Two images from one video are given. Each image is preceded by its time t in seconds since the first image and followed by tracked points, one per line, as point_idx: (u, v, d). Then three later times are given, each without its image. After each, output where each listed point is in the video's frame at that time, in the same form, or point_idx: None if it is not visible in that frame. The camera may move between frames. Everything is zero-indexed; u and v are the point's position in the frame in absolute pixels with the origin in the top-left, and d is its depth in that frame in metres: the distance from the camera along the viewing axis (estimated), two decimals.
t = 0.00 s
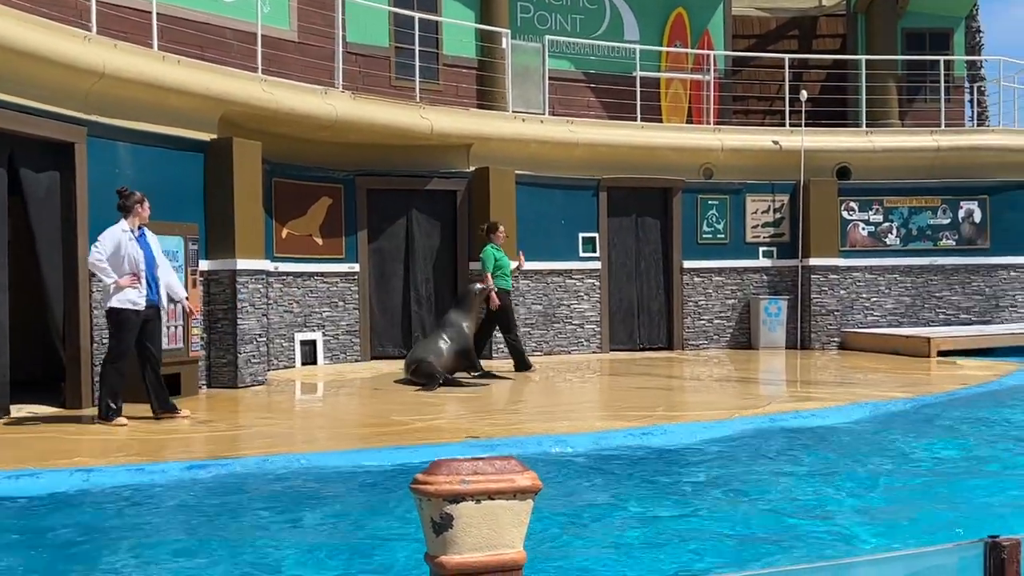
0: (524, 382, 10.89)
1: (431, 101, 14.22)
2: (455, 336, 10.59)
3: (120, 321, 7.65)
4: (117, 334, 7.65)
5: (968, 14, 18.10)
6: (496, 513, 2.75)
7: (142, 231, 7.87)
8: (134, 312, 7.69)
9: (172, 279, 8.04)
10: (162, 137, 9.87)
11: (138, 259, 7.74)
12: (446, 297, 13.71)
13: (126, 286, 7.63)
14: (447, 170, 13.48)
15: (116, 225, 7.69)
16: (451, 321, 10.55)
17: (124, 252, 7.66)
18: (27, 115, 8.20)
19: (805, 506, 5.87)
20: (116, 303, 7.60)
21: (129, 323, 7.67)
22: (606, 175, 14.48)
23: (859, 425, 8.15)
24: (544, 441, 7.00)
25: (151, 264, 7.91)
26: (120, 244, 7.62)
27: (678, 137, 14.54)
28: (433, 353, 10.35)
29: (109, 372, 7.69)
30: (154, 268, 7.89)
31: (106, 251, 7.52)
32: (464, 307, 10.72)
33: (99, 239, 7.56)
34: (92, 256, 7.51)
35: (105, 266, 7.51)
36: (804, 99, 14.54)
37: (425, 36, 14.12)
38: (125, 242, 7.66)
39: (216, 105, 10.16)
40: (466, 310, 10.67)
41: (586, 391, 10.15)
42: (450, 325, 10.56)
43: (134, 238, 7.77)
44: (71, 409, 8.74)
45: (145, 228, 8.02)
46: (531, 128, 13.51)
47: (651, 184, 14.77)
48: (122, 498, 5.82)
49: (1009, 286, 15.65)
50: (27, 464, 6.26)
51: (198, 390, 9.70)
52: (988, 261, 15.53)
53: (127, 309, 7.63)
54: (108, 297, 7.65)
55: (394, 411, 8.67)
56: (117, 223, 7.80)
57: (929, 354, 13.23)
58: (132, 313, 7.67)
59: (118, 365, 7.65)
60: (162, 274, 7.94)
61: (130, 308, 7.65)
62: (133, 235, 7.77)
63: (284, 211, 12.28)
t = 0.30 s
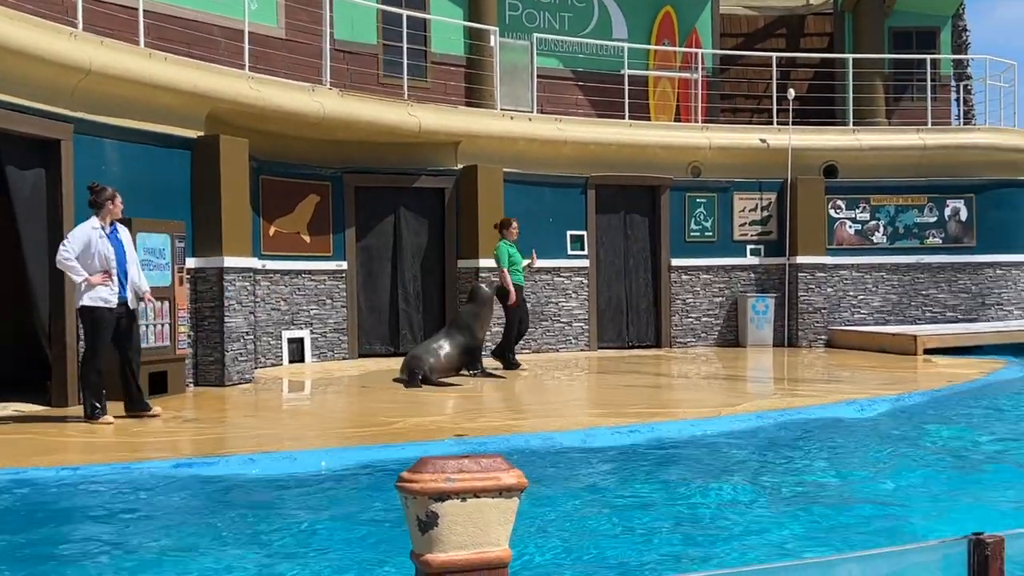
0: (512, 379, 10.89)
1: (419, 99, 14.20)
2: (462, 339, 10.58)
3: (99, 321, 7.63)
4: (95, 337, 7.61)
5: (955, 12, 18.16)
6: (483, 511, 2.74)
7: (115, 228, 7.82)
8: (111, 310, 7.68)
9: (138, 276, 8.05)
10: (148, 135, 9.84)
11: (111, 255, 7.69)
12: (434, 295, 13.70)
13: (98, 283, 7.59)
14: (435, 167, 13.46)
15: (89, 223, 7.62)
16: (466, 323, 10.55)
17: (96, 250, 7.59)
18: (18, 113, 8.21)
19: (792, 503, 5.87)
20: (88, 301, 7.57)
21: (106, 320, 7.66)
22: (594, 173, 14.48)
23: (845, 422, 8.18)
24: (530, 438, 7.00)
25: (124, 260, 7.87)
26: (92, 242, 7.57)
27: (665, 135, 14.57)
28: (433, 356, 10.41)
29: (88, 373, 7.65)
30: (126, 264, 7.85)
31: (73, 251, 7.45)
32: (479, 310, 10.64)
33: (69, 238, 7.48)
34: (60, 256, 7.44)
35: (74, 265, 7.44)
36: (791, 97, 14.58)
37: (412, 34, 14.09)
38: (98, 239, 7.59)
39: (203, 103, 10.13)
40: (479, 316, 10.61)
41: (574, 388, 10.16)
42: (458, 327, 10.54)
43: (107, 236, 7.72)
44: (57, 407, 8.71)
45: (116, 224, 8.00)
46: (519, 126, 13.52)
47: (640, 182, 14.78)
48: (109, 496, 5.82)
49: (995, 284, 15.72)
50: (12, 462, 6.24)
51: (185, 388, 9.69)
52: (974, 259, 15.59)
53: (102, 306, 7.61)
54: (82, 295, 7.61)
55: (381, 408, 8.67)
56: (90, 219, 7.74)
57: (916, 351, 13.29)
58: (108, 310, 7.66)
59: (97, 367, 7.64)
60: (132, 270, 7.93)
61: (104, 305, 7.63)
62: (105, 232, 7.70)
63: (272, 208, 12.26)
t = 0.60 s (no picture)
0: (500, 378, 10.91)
1: (407, 97, 14.19)
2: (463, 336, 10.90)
3: (85, 321, 7.61)
4: (80, 337, 7.58)
5: (942, 12, 18.24)
6: (469, 509, 2.74)
7: (96, 227, 7.77)
8: (96, 310, 7.66)
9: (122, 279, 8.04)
10: (136, 133, 9.81)
11: (95, 254, 7.67)
12: (421, 293, 13.69)
13: (82, 283, 7.56)
14: (423, 166, 13.44)
15: (70, 222, 7.59)
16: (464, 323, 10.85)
17: (79, 250, 7.57)
18: (12, 112, 8.26)
19: (778, 501, 5.90)
20: (73, 301, 7.55)
21: (90, 319, 7.64)
22: (582, 172, 14.49)
23: (831, 420, 8.22)
24: (517, 437, 7.01)
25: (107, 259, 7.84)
26: (75, 242, 7.55)
27: (653, 133, 14.61)
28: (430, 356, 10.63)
29: (72, 372, 7.62)
30: (110, 263, 7.83)
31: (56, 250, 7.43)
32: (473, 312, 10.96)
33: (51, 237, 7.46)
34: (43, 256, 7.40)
35: (57, 264, 7.41)
36: (777, 96, 14.63)
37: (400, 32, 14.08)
38: (80, 238, 7.57)
39: (190, 101, 10.10)
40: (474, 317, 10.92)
41: (561, 386, 10.18)
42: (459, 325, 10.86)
43: (88, 235, 7.68)
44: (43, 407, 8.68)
45: (98, 223, 7.96)
46: (506, 124, 13.53)
47: (627, 181, 14.80)
48: (95, 495, 5.80)
49: (981, 282, 15.80)
50: None
51: (171, 387, 9.67)
52: (960, 258, 15.67)
53: (87, 305, 7.58)
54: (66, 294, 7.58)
55: (368, 407, 8.67)
56: (71, 218, 7.71)
57: (902, 349, 13.36)
58: (93, 309, 7.64)
59: (81, 366, 7.62)
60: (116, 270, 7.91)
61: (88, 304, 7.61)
62: (87, 231, 7.67)
63: (259, 206, 12.23)
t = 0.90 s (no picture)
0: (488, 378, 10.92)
1: (396, 96, 14.19)
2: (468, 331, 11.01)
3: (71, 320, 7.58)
4: (66, 336, 7.56)
5: (928, 12, 18.33)
6: (457, 510, 2.75)
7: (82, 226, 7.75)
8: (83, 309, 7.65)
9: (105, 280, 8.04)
10: (124, 133, 9.78)
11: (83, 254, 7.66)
12: (410, 293, 13.68)
13: (72, 283, 7.54)
14: (411, 166, 13.44)
15: (59, 221, 7.57)
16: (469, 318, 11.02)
17: (69, 250, 7.55)
18: None
19: (766, 499, 5.93)
20: (61, 301, 7.52)
21: (78, 319, 7.62)
22: (570, 171, 14.50)
23: (817, 419, 8.26)
24: (505, 437, 7.03)
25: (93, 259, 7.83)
26: (64, 241, 7.53)
27: (641, 133, 14.66)
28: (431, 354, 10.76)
29: (59, 373, 7.59)
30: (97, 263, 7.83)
31: (48, 249, 7.41)
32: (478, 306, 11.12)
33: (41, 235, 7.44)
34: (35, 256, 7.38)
35: (48, 263, 7.39)
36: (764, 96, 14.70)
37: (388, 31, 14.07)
38: (70, 237, 7.55)
39: (178, 100, 10.09)
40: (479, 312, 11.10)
41: (550, 386, 10.20)
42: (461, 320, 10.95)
43: (76, 234, 7.66)
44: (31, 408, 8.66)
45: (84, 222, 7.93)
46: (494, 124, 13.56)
47: (616, 181, 14.83)
48: (84, 496, 5.80)
49: (967, 282, 15.90)
50: None
51: (159, 387, 9.65)
52: (946, 257, 15.75)
53: (74, 306, 7.56)
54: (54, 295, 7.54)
55: (357, 407, 8.68)
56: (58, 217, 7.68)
57: (888, 348, 13.43)
58: (81, 310, 7.62)
59: (68, 366, 7.59)
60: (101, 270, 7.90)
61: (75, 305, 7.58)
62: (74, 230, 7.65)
63: (247, 206, 12.21)
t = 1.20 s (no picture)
0: (475, 378, 10.91)
1: (384, 96, 14.18)
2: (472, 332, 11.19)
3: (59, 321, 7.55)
4: (53, 337, 7.53)
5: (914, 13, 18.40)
6: (444, 511, 2.74)
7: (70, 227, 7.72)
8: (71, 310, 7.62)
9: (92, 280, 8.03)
10: (111, 132, 9.74)
11: (72, 254, 7.63)
12: (397, 293, 13.66)
13: (61, 283, 7.51)
14: (399, 166, 13.41)
15: (46, 221, 7.53)
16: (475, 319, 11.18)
17: (58, 250, 7.52)
18: None
19: (753, 499, 5.93)
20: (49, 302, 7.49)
21: (66, 320, 7.59)
22: (558, 171, 14.50)
23: (804, 418, 8.28)
24: (493, 437, 7.03)
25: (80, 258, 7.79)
26: (53, 241, 7.49)
27: (629, 133, 14.69)
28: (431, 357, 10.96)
29: (45, 373, 7.56)
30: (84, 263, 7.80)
31: (38, 249, 7.37)
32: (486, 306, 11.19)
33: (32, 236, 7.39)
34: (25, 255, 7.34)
35: (39, 264, 7.36)
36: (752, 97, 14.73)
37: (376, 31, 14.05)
38: (58, 237, 7.51)
39: (165, 99, 10.06)
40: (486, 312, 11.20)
41: (538, 386, 10.20)
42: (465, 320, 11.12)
43: (63, 234, 7.63)
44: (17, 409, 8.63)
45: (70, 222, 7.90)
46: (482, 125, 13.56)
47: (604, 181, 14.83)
48: (69, 497, 5.77)
49: (953, 282, 15.96)
50: None
51: (146, 387, 9.62)
52: (933, 257, 15.80)
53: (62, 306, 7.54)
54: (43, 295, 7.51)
55: (344, 408, 8.67)
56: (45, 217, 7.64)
57: (876, 348, 13.47)
58: (69, 311, 7.59)
59: (55, 367, 7.56)
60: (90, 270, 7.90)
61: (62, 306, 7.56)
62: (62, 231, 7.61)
63: (235, 206, 12.17)
